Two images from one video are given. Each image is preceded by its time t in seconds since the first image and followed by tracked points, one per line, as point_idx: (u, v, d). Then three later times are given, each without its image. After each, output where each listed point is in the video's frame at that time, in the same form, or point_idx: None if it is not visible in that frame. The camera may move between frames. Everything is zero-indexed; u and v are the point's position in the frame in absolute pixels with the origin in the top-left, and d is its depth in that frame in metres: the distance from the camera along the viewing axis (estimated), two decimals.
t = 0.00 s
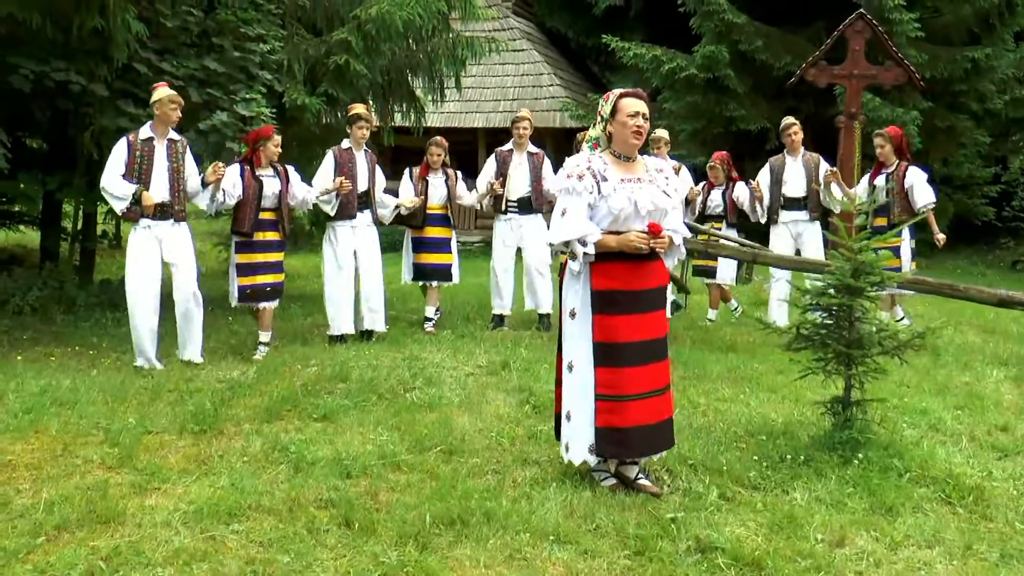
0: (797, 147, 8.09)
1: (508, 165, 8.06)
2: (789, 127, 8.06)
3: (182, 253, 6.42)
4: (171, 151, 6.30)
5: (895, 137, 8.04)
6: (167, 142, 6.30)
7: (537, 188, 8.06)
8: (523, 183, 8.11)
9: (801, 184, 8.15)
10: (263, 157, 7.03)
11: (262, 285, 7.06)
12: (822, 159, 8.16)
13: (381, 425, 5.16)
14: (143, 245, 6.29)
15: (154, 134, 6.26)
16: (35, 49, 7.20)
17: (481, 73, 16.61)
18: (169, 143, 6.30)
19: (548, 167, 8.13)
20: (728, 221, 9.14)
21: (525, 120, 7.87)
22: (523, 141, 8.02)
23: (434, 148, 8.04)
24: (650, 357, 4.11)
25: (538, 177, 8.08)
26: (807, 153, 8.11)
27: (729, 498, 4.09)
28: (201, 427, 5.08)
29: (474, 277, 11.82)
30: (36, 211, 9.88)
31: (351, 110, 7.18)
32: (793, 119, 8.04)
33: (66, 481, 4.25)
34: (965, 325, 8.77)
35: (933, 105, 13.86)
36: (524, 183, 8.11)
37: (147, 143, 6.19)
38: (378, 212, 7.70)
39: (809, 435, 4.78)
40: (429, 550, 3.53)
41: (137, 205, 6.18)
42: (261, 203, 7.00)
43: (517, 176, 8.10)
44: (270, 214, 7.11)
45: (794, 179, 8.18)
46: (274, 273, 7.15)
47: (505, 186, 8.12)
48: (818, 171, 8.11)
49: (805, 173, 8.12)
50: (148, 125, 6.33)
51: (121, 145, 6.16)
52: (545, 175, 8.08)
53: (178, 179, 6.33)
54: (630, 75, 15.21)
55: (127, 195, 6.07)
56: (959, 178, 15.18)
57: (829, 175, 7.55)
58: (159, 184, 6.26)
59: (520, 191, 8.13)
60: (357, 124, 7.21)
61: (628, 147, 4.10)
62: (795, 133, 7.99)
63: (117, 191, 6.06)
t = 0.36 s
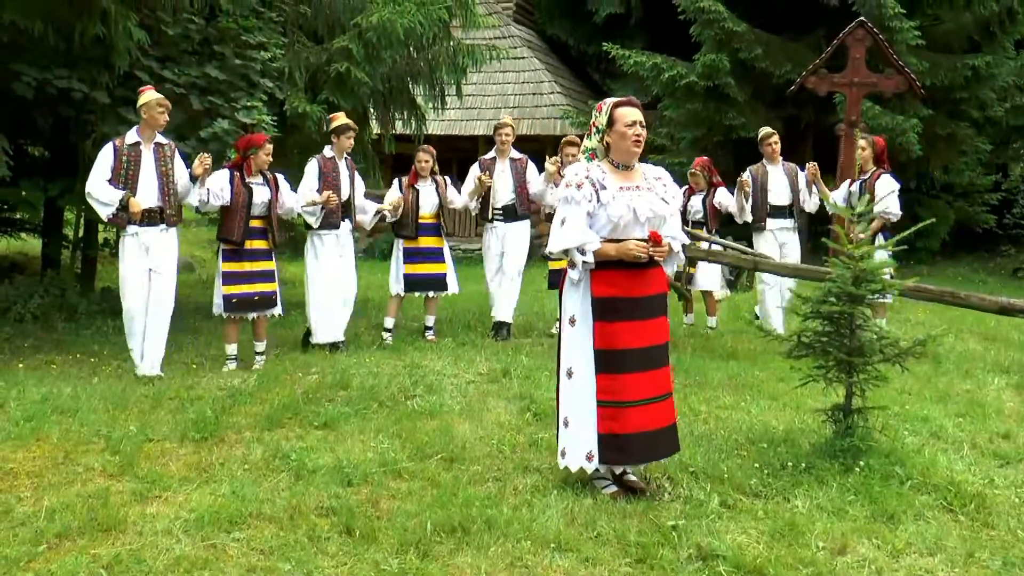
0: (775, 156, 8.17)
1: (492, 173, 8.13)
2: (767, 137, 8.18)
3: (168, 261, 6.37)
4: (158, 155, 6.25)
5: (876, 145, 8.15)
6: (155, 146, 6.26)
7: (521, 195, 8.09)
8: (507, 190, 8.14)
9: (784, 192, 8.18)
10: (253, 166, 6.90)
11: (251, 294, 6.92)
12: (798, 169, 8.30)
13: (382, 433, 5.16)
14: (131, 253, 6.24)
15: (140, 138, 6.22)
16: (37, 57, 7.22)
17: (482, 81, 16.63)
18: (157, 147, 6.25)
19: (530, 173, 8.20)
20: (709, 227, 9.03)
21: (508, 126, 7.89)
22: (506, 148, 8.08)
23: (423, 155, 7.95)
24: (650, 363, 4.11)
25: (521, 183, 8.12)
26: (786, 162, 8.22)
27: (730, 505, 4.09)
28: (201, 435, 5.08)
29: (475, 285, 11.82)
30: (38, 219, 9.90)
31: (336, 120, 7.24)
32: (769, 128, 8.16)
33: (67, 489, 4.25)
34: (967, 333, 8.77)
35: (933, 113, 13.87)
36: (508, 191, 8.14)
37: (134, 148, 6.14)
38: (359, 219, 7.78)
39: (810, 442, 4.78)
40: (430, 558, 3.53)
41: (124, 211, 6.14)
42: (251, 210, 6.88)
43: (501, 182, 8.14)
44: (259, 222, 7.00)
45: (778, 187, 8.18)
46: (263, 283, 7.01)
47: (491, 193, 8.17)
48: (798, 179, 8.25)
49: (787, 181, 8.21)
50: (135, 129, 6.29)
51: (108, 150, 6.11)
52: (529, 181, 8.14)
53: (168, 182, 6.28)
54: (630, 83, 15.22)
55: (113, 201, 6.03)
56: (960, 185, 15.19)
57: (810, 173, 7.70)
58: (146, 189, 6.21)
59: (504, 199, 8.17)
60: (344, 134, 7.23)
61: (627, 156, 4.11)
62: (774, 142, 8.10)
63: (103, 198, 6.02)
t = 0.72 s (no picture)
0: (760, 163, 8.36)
1: (482, 176, 8.14)
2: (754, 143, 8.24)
3: (156, 268, 6.31)
4: (149, 157, 6.24)
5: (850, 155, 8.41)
6: (145, 148, 6.25)
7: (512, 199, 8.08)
8: (497, 194, 8.14)
9: (767, 200, 8.44)
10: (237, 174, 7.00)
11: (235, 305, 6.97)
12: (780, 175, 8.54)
13: (384, 439, 5.15)
14: (118, 255, 6.17)
15: (131, 140, 6.21)
16: (40, 63, 7.24)
17: (483, 87, 16.65)
18: (148, 149, 6.24)
19: (521, 178, 8.19)
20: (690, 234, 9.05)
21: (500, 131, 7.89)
22: (496, 152, 8.11)
23: (405, 164, 7.81)
24: (656, 370, 4.12)
25: (512, 188, 8.12)
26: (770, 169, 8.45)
27: (732, 512, 4.09)
28: (203, 441, 5.08)
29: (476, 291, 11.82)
30: (40, 225, 9.92)
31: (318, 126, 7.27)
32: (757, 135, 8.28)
33: (70, 495, 4.25)
34: (969, 339, 8.76)
35: (935, 118, 13.88)
36: (498, 195, 8.14)
37: (124, 149, 6.13)
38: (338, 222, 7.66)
39: (812, 449, 4.77)
40: (432, 564, 3.53)
41: (113, 212, 6.11)
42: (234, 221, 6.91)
43: (491, 186, 8.15)
44: (242, 231, 7.10)
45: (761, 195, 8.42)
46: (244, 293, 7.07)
47: (480, 196, 8.15)
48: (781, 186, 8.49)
49: (770, 188, 8.45)
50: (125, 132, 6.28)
51: (97, 151, 6.09)
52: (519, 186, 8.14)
53: (157, 185, 6.26)
54: (631, 89, 15.24)
55: (102, 202, 6.00)
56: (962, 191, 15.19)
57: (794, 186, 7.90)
58: (136, 191, 6.17)
59: (494, 203, 8.15)
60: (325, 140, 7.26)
61: (631, 166, 4.12)
62: (762, 150, 8.22)
63: (92, 198, 5.99)
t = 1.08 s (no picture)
0: (745, 167, 8.42)
1: (464, 179, 8.08)
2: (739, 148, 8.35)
3: (140, 270, 6.28)
4: (128, 162, 6.17)
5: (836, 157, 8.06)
6: (126, 153, 6.18)
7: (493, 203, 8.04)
8: (479, 198, 8.10)
9: (749, 204, 8.48)
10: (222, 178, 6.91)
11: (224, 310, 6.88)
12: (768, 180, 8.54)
13: (393, 443, 5.16)
14: (95, 260, 6.15)
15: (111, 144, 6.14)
16: (50, 69, 7.29)
17: (491, 91, 16.67)
18: (127, 153, 6.17)
19: (504, 181, 8.15)
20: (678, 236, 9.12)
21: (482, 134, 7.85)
22: (480, 155, 8.05)
23: (394, 167, 7.87)
24: (664, 370, 4.11)
25: (494, 192, 8.07)
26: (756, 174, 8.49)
27: (741, 516, 4.08)
28: (213, 445, 5.09)
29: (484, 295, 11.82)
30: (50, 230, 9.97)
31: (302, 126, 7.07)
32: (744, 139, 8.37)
33: (80, 499, 4.27)
34: (979, 343, 8.72)
35: (944, 121, 13.86)
36: (480, 199, 8.09)
37: (103, 153, 6.06)
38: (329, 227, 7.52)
39: (821, 454, 4.76)
40: (441, 568, 3.53)
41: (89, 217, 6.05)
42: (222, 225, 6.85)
43: (474, 189, 8.10)
44: (230, 237, 7.01)
45: (743, 198, 8.47)
46: (233, 299, 6.97)
47: (462, 200, 8.10)
48: (766, 191, 8.48)
49: (753, 192, 8.47)
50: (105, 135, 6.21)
51: (77, 154, 6.04)
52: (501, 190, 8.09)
53: (134, 192, 6.20)
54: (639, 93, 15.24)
55: (79, 207, 5.95)
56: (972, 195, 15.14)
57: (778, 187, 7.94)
58: (114, 196, 6.13)
59: (476, 207, 8.11)
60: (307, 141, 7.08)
61: (644, 167, 4.13)
62: (747, 154, 8.30)
63: (69, 203, 5.94)
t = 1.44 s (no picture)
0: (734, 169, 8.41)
1: (459, 184, 8.09)
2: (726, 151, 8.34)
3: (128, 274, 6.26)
4: (120, 164, 6.18)
5: (826, 159, 8.06)
6: (117, 155, 6.18)
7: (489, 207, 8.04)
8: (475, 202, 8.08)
9: (737, 206, 8.47)
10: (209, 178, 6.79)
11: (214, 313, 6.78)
12: (758, 181, 8.54)
13: (404, 447, 5.17)
14: (88, 264, 6.14)
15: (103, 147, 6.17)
16: (64, 73, 7.33)
17: (502, 95, 16.68)
18: (119, 156, 6.18)
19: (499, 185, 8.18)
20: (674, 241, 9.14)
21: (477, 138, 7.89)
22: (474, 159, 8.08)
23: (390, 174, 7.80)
24: (674, 376, 4.12)
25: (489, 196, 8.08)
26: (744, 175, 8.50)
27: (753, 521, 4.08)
28: (225, 448, 5.11)
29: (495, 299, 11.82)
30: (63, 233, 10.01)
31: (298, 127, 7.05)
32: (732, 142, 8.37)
33: (94, 502, 4.28)
34: (992, 348, 8.68)
35: (957, 125, 13.81)
36: (476, 203, 8.08)
37: (94, 157, 6.08)
38: (332, 224, 7.49)
39: (833, 458, 4.75)
40: (453, 572, 3.53)
41: (81, 221, 6.06)
42: (212, 225, 6.72)
43: (469, 194, 8.09)
44: (219, 237, 6.86)
45: (731, 201, 8.47)
46: (224, 300, 6.88)
47: (457, 205, 8.08)
48: (755, 193, 8.48)
49: (741, 195, 8.46)
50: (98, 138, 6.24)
51: (67, 157, 6.07)
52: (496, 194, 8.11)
53: (128, 194, 6.20)
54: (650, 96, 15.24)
55: (70, 211, 5.96)
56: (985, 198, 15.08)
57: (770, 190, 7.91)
58: (106, 199, 6.13)
59: (472, 211, 8.09)
60: (302, 143, 7.07)
61: (655, 172, 4.12)
62: (734, 156, 8.30)
63: (59, 206, 5.94)
